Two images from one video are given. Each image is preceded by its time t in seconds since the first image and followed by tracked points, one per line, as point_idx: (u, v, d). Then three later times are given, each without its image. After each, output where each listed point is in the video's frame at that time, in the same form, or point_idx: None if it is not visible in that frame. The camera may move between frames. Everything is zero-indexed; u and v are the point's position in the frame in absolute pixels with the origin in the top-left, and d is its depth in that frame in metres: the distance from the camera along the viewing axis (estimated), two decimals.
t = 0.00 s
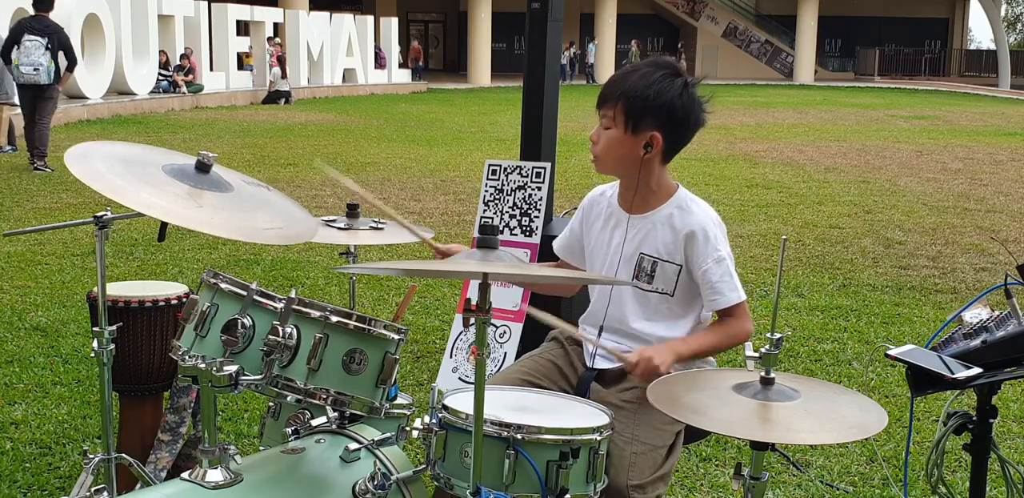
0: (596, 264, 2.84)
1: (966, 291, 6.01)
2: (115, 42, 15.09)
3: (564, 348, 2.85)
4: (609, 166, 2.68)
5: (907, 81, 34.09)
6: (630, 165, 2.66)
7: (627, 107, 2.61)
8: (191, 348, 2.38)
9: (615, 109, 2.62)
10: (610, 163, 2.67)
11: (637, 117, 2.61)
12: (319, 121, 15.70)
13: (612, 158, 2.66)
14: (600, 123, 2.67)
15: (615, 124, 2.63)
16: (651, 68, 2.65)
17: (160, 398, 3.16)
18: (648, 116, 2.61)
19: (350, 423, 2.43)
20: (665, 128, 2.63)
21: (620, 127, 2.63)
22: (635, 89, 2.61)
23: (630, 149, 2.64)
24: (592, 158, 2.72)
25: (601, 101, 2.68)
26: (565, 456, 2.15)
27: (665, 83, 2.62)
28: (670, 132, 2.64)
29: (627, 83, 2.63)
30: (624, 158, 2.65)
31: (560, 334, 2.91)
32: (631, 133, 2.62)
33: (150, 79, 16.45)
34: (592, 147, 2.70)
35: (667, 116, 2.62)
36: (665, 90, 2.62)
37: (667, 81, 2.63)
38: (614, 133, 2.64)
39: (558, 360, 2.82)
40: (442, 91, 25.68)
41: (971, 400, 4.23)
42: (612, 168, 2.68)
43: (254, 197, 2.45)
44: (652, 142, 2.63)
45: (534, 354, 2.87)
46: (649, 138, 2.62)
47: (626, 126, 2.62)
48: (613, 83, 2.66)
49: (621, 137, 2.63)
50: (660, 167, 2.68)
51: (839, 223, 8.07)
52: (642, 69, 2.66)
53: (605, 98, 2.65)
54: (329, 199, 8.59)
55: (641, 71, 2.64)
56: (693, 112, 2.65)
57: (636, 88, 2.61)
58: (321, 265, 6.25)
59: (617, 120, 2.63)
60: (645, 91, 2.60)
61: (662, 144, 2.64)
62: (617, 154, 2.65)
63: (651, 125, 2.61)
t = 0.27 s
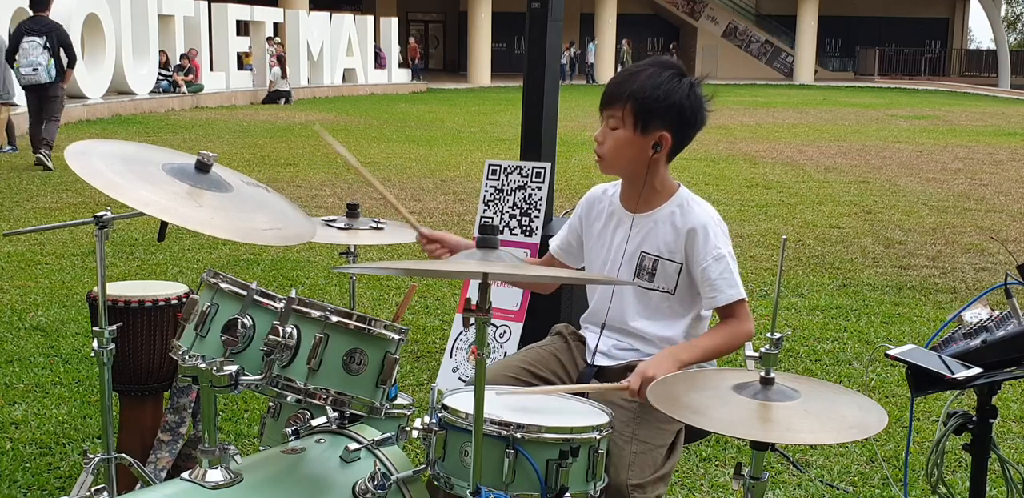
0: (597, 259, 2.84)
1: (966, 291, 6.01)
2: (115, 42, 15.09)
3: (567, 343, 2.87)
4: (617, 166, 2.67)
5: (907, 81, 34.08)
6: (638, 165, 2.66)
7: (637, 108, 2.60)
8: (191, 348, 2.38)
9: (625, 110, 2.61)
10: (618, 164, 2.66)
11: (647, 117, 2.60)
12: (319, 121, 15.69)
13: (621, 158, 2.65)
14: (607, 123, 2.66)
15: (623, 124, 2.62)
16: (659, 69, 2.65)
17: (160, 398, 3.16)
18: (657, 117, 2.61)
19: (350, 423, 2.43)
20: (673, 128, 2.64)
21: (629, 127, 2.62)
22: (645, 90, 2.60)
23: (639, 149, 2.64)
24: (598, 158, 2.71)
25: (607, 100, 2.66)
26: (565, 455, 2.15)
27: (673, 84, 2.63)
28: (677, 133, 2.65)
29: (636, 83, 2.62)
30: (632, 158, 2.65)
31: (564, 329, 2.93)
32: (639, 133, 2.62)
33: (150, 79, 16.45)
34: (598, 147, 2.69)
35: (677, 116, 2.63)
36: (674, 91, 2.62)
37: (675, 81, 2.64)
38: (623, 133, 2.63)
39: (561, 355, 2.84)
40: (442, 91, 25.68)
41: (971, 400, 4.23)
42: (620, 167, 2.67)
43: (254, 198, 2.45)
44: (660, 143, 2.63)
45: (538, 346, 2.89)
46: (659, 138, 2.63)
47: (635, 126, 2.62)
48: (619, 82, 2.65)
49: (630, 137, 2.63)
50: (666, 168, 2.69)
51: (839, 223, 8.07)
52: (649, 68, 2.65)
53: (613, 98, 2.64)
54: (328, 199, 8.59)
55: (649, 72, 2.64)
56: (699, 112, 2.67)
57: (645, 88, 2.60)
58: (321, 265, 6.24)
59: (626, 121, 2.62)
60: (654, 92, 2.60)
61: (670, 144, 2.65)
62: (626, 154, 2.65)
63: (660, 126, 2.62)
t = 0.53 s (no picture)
0: (598, 256, 2.82)
1: (966, 291, 6.01)
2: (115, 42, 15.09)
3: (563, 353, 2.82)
4: (617, 165, 2.67)
5: (907, 81, 34.08)
6: (638, 164, 2.66)
7: (633, 106, 2.60)
8: (191, 348, 2.38)
9: (621, 110, 2.62)
10: (618, 163, 2.66)
11: (644, 115, 2.61)
12: (319, 121, 15.70)
13: (621, 158, 2.65)
14: (605, 123, 2.66)
15: (621, 123, 2.63)
16: (654, 66, 2.66)
17: (160, 398, 3.16)
18: (654, 114, 2.61)
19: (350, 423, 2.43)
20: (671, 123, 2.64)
21: (627, 127, 2.62)
22: (640, 88, 2.61)
23: (638, 147, 2.64)
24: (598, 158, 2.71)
25: (604, 101, 2.67)
26: (565, 455, 2.15)
27: (668, 79, 2.63)
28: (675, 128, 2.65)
29: (631, 83, 2.63)
30: (632, 156, 2.65)
31: (557, 338, 2.88)
32: (638, 131, 2.62)
33: (150, 79, 16.45)
34: (597, 148, 2.69)
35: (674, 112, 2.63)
36: (669, 87, 2.63)
37: (670, 78, 2.64)
38: (621, 133, 2.63)
39: (559, 366, 2.80)
40: (442, 91, 25.68)
41: (971, 400, 4.23)
42: (620, 167, 2.67)
43: (255, 195, 2.45)
44: (659, 139, 2.63)
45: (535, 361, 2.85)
46: (656, 135, 2.63)
47: (633, 125, 2.62)
48: (615, 82, 2.66)
49: (628, 136, 2.63)
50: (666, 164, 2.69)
51: (839, 223, 8.07)
52: (644, 67, 2.66)
53: (609, 98, 2.64)
54: (328, 199, 8.59)
55: (644, 70, 2.65)
56: (696, 106, 2.66)
57: (640, 86, 2.61)
58: (321, 265, 6.25)
59: (623, 120, 2.62)
60: (649, 89, 2.60)
61: (668, 140, 2.65)
62: (626, 153, 2.64)
63: (657, 122, 2.62)
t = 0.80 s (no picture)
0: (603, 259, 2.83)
1: (966, 291, 6.01)
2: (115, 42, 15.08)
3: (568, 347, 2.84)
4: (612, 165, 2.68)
5: (907, 81, 34.07)
6: (632, 163, 2.66)
7: (627, 105, 2.62)
8: (191, 348, 2.38)
9: (616, 108, 2.64)
10: (612, 162, 2.67)
11: (636, 114, 2.62)
12: (319, 121, 15.69)
13: (616, 157, 2.66)
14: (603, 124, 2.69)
15: (616, 122, 2.65)
16: (652, 68, 2.66)
17: (160, 398, 3.16)
18: (648, 112, 2.61)
19: (350, 423, 2.43)
20: (666, 123, 2.62)
21: (621, 125, 2.64)
22: (633, 87, 2.62)
23: (631, 146, 2.64)
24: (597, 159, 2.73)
25: (605, 101, 2.70)
26: (565, 456, 2.15)
27: (663, 79, 2.63)
28: (671, 128, 2.63)
29: (627, 82, 2.64)
30: (626, 155, 2.65)
31: (565, 333, 2.90)
32: (632, 129, 2.63)
33: (150, 79, 16.45)
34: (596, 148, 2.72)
35: (667, 112, 2.62)
36: (664, 86, 2.62)
37: (666, 77, 2.63)
38: (615, 131, 2.65)
39: (562, 361, 2.82)
40: (442, 91, 25.68)
41: (971, 400, 4.23)
42: (615, 167, 2.68)
43: (256, 194, 2.44)
44: (652, 137, 2.63)
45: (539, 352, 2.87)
46: (649, 134, 2.62)
47: (626, 123, 2.63)
48: (614, 83, 2.68)
49: (623, 135, 2.64)
50: (664, 165, 2.67)
51: (839, 223, 8.07)
52: (643, 69, 2.67)
53: (607, 98, 2.68)
54: (328, 199, 8.59)
55: (642, 71, 2.66)
56: (696, 106, 2.63)
57: (635, 86, 2.62)
58: (321, 265, 6.25)
59: (619, 118, 2.64)
60: (643, 87, 2.61)
61: (662, 140, 2.63)
62: (620, 151, 2.65)
63: (651, 121, 2.62)
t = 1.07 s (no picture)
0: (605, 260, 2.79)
1: (966, 291, 6.01)
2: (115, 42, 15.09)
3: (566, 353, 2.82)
4: (611, 161, 2.69)
5: (907, 81, 34.08)
6: (630, 159, 2.66)
7: (625, 100, 2.63)
8: (191, 348, 2.38)
9: (615, 105, 2.66)
10: (611, 158, 2.68)
11: (634, 109, 2.63)
12: (319, 121, 15.69)
13: (613, 153, 2.67)
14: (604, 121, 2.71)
15: (614, 118, 2.66)
16: (653, 66, 2.67)
17: (160, 398, 3.16)
18: (644, 108, 2.62)
19: (350, 423, 2.43)
20: (664, 119, 2.62)
21: (619, 121, 2.65)
22: (632, 83, 2.64)
23: (629, 142, 2.65)
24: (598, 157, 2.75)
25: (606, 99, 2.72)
26: (565, 455, 2.15)
27: (661, 76, 2.63)
28: (669, 124, 2.63)
29: (626, 80, 2.66)
30: (624, 151, 2.66)
31: (561, 339, 2.87)
32: (629, 125, 2.64)
33: (150, 79, 16.46)
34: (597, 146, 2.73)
35: (665, 107, 2.62)
36: (662, 82, 2.62)
37: (665, 74, 2.64)
38: (614, 127, 2.66)
39: (559, 366, 2.79)
40: (442, 91, 25.69)
41: (971, 400, 4.23)
42: (614, 162, 2.69)
43: (255, 196, 2.45)
44: (649, 133, 2.63)
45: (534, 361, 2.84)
46: (646, 128, 2.63)
47: (624, 119, 2.64)
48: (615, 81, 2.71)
49: (620, 130, 2.65)
50: (661, 162, 2.67)
51: (839, 223, 8.07)
52: (644, 68, 2.69)
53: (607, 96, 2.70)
54: (329, 199, 8.59)
55: (642, 69, 2.67)
56: (693, 103, 2.63)
57: (632, 83, 2.64)
58: (321, 265, 6.25)
59: (617, 114, 2.66)
60: (641, 84, 2.63)
61: (660, 135, 2.63)
62: (618, 147, 2.66)
63: (648, 116, 2.62)
